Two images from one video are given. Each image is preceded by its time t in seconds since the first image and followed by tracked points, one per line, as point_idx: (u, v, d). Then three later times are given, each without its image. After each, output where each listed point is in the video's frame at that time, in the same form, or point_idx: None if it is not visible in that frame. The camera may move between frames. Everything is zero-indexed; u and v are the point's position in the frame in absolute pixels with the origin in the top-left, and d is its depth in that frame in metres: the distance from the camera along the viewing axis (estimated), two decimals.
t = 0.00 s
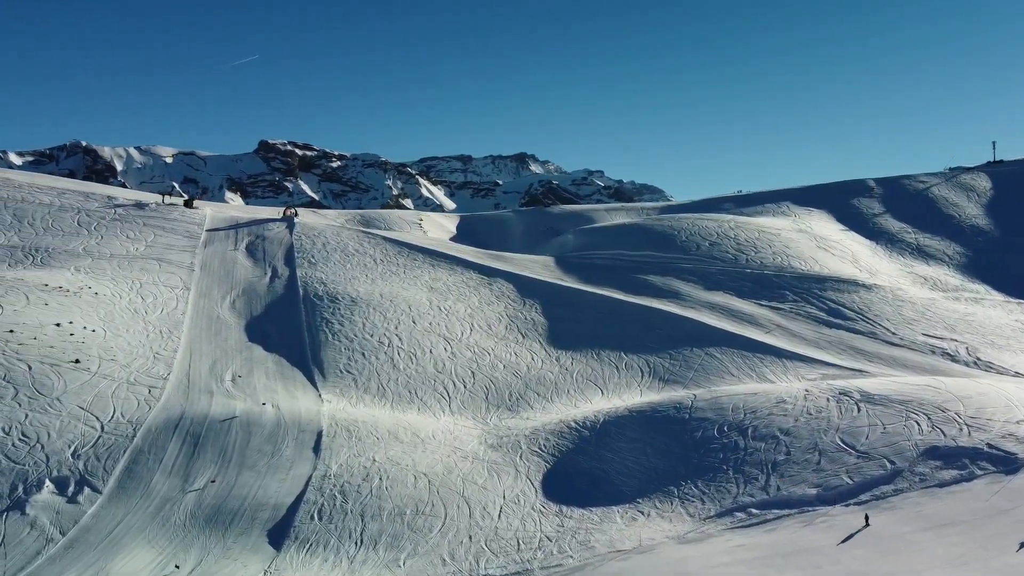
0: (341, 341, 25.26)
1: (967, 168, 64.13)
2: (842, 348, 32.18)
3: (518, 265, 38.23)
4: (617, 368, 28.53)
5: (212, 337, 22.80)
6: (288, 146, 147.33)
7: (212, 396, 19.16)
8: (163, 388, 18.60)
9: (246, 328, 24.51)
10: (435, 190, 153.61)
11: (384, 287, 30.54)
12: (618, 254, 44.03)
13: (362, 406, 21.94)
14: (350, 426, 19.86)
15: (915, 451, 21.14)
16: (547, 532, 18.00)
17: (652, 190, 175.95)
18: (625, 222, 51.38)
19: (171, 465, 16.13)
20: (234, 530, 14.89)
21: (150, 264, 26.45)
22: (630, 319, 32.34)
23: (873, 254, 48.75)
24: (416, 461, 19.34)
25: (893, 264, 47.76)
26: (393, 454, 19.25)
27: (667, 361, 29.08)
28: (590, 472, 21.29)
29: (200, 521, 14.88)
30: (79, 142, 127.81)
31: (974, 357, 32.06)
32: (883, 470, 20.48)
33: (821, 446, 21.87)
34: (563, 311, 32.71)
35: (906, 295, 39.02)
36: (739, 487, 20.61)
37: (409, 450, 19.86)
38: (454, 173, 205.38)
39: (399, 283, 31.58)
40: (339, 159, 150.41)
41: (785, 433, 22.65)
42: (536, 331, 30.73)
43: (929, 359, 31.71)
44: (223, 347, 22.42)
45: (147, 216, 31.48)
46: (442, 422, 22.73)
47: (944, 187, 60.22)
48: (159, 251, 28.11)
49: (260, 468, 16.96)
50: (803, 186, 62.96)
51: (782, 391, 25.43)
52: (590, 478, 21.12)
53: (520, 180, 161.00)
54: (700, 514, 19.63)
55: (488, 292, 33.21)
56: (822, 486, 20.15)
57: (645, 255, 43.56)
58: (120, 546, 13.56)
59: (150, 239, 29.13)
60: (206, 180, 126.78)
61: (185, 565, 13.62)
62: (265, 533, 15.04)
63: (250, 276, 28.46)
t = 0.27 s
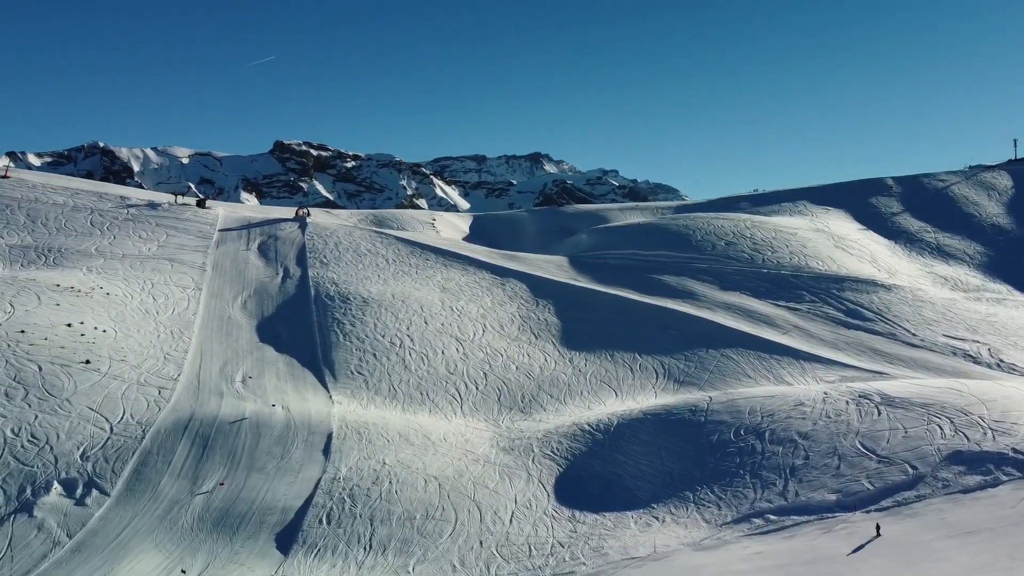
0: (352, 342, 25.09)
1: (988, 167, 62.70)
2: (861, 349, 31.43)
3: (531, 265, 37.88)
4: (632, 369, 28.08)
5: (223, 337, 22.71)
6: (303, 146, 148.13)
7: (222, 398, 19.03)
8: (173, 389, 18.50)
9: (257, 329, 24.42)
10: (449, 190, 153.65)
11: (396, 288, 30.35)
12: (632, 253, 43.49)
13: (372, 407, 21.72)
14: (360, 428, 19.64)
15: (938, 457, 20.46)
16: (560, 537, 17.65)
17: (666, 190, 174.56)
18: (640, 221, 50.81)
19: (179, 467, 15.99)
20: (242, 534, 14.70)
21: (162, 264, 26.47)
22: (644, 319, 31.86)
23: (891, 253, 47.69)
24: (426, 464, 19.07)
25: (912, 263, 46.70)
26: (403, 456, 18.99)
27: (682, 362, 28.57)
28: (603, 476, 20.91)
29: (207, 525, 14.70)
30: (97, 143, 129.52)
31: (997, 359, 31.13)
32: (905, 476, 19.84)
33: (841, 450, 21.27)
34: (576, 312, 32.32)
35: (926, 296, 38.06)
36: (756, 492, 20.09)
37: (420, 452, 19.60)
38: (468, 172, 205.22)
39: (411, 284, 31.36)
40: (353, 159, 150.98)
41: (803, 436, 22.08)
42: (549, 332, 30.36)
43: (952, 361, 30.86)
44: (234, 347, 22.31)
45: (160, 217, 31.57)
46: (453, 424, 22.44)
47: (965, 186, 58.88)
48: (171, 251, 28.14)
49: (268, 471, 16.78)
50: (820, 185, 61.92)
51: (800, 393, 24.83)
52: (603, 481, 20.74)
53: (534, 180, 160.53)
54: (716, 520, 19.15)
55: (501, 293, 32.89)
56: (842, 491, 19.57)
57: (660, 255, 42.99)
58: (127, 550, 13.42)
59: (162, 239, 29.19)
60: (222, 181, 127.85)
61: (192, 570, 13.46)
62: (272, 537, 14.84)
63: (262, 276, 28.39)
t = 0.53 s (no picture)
0: (363, 342, 24.91)
1: (1011, 164, 61.16)
2: (882, 351, 30.67)
3: (544, 265, 37.53)
4: (647, 371, 27.63)
5: (234, 338, 22.63)
6: (318, 147, 148.90)
7: (232, 399, 18.89)
8: (183, 391, 18.41)
9: (268, 329, 24.34)
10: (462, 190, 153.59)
11: (408, 288, 30.13)
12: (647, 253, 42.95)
13: (383, 410, 21.50)
14: (370, 431, 19.42)
15: (961, 461, 19.62)
16: (573, 544, 17.26)
17: (681, 190, 173.11)
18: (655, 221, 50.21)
19: (188, 470, 15.85)
20: (249, 539, 14.51)
21: (174, 264, 26.49)
22: (659, 320, 31.36)
23: (910, 253, 46.64)
24: (437, 467, 18.81)
25: (932, 263, 45.63)
26: (413, 460, 18.73)
27: (698, 364, 28.04)
28: (617, 481, 20.50)
29: (215, 529, 14.54)
30: (116, 144, 131.19)
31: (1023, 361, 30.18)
32: (927, 481, 19.10)
33: (862, 455, 20.65)
34: (590, 313, 31.91)
35: (947, 297, 37.08)
36: (774, 498, 19.55)
37: (430, 455, 19.33)
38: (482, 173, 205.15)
39: (423, 284, 31.13)
40: (368, 160, 151.52)
41: (822, 440, 21.50)
42: (562, 333, 29.99)
43: (976, 363, 29.96)
44: (245, 348, 22.21)
45: (173, 217, 31.66)
46: (464, 426, 22.15)
47: (987, 184, 57.50)
48: (183, 251, 28.19)
49: (278, 474, 16.60)
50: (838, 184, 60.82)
51: (819, 397, 24.20)
52: (617, 486, 20.33)
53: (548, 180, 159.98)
54: (733, 527, 18.67)
55: (514, 293, 32.56)
56: (862, 497, 18.96)
57: (675, 255, 42.40)
58: (134, 555, 13.26)
59: (174, 239, 29.24)
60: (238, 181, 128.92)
61: (198, 575, 13.30)
62: (280, 542, 14.64)
63: (274, 276, 28.33)
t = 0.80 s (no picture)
0: (375, 343, 24.72)
1: None
2: (903, 353, 29.90)
3: (558, 265, 37.15)
4: (661, 373, 27.16)
5: (245, 339, 22.54)
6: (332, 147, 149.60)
7: (242, 401, 18.76)
8: (193, 392, 18.31)
9: (280, 330, 24.23)
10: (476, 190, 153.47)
11: (420, 288, 29.91)
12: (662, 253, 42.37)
13: (393, 411, 21.28)
14: (381, 433, 19.19)
15: (986, 467, 18.94)
16: (585, 551, 16.90)
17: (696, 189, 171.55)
18: (671, 221, 49.59)
19: (196, 472, 15.72)
20: (257, 543, 14.34)
21: (185, 265, 26.51)
22: (674, 321, 30.86)
23: (930, 253, 45.59)
24: (448, 471, 18.53)
25: (952, 263, 44.56)
26: (423, 462, 18.47)
27: (714, 366, 27.50)
28: (632, 485, 20.10)
29: (223, 533, 14.39)
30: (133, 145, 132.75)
31: None
32: (950, 487, 18.46)
33: (883, 460, 20.04)
34: (604, 313, 31.48)
35: (970, 297, 36.12)
36: (792, 504, 19.02)
37: (441, 459, 19.06)
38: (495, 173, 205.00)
39: (435, 284, 30.89)
40: (382, 160, 151.95)
41: (842, 445, 20.91)
42: (575, 333, 29.60)
43: (1001, 366, 29.09)
44: (256, 349, 22.11)
45: (185, 217, 31.73)
46: (476, 428, 21.86)
47: (1009, 183, 56.12)
48: (195, 251, 28.21)
49: (287, 477, 16.43)
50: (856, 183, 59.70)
51: (838, 400, 23.58)
52: (631, 491, 19.93)
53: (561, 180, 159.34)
54: (751, 534, 18.18)
55: (527, 293, 32.22)
56: (884, 504, 18.38)
57: (691, 255, 41.79)
58: (140, 559, 13.12)
59: (186, 239, 29.28)
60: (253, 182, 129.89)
61: None
62: (288, 547, 14.45)
63: (286, 276, 28.25)
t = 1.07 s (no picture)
0: (385, 345, 24.51)
1: None
2: (923, 355, 29.14)
3: (570, 265, 36.77)
4: (676, 374, 26.69)
5: (255, 340, 22.43)
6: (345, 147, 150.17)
7: (251, 402, 18.61)
8: (202, 393, 18.18)
9: (290, 331, 24.10)
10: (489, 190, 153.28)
11: (431, 289, 29.67)
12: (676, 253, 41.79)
13: (403, 413, 21.05)
14: (390, 435, 18.95)
15: (1010, 474, 18.29)
16: (597, 558, 16.52)
17: (711, 188, 170.04)
18: (686, 220, 48.96)
19: (204, 475, 15.57)
20: (263, 548, 14.15)
21: (196, 265, 26.48)
22: (688, 322, 30.36)
23: (949, 252, 44.59)
24: (458, 474, 18.25)
25: (973, 263, 43.53)
26: (433, 466, 18.20)
27: (730, 368, 26.97)
28: (645, 490, 19.70)
29: (229, 537, 14.22)
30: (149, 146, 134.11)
31: None
32: (973, 494, 17.80)
33: (904, 466, 19.43)
34: (617, 314, 31.07)
35: (993, 298, 35.19)
36: (810, 511, 18.49)
37: (452, 462, 18.78)
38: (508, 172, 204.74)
39: (447, 285, 30.62)
40: (394, 159, 152.28)
41: (861, 449, 20.34)
42: (588, 335, 29.20)
43: None
44: (266, 350, 21.98)
45: (196, 217, 31.76)
46: (487, 431, 21.56)
47: None
48: (206, 251, 28.21)
49: (295, 480, 16.24)
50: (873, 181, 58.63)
51: (857, 403, 22.97)
52: (644, 495, 19.54)
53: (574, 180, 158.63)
54: (767, 541, 17.69)
55: (539, 294, 31.86)
56: (905, 511, 17.77)
57: (706, 255, 41.18)
58: (145, 564, 12.97)
59: (197, 239, 29.28)
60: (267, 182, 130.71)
61: None
62: (295, 551, 14.25)
63: (297, 277, 28.15)
